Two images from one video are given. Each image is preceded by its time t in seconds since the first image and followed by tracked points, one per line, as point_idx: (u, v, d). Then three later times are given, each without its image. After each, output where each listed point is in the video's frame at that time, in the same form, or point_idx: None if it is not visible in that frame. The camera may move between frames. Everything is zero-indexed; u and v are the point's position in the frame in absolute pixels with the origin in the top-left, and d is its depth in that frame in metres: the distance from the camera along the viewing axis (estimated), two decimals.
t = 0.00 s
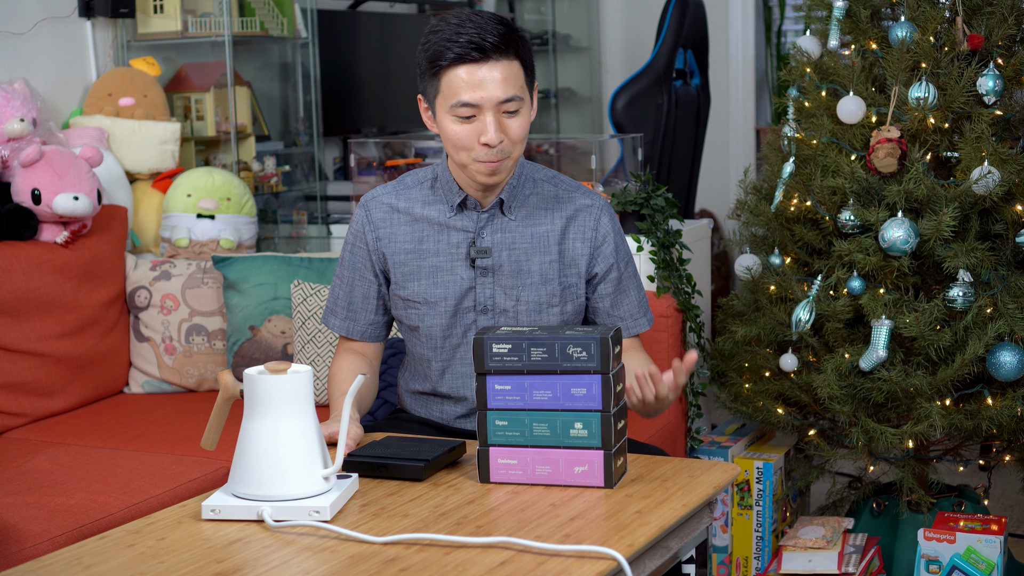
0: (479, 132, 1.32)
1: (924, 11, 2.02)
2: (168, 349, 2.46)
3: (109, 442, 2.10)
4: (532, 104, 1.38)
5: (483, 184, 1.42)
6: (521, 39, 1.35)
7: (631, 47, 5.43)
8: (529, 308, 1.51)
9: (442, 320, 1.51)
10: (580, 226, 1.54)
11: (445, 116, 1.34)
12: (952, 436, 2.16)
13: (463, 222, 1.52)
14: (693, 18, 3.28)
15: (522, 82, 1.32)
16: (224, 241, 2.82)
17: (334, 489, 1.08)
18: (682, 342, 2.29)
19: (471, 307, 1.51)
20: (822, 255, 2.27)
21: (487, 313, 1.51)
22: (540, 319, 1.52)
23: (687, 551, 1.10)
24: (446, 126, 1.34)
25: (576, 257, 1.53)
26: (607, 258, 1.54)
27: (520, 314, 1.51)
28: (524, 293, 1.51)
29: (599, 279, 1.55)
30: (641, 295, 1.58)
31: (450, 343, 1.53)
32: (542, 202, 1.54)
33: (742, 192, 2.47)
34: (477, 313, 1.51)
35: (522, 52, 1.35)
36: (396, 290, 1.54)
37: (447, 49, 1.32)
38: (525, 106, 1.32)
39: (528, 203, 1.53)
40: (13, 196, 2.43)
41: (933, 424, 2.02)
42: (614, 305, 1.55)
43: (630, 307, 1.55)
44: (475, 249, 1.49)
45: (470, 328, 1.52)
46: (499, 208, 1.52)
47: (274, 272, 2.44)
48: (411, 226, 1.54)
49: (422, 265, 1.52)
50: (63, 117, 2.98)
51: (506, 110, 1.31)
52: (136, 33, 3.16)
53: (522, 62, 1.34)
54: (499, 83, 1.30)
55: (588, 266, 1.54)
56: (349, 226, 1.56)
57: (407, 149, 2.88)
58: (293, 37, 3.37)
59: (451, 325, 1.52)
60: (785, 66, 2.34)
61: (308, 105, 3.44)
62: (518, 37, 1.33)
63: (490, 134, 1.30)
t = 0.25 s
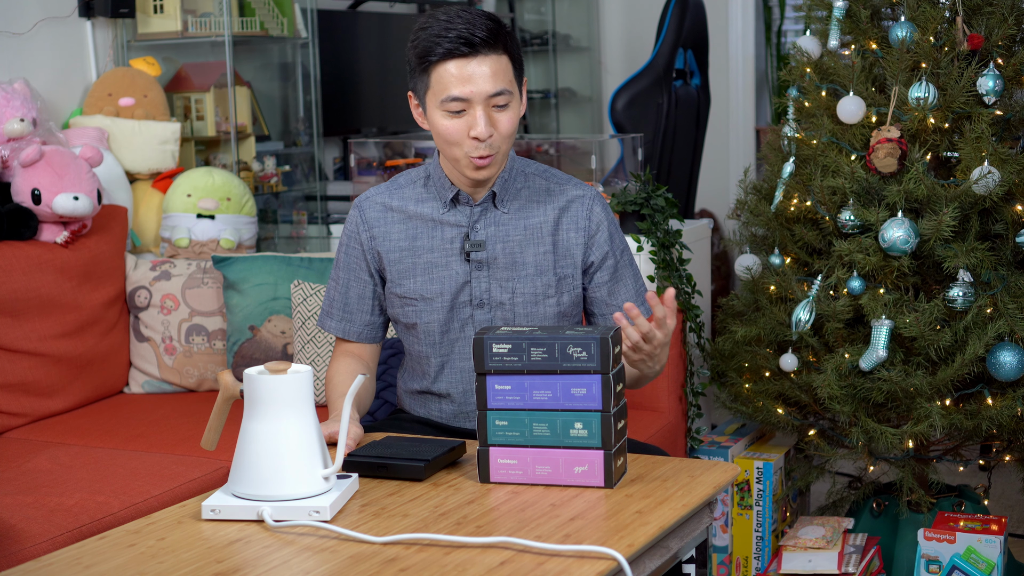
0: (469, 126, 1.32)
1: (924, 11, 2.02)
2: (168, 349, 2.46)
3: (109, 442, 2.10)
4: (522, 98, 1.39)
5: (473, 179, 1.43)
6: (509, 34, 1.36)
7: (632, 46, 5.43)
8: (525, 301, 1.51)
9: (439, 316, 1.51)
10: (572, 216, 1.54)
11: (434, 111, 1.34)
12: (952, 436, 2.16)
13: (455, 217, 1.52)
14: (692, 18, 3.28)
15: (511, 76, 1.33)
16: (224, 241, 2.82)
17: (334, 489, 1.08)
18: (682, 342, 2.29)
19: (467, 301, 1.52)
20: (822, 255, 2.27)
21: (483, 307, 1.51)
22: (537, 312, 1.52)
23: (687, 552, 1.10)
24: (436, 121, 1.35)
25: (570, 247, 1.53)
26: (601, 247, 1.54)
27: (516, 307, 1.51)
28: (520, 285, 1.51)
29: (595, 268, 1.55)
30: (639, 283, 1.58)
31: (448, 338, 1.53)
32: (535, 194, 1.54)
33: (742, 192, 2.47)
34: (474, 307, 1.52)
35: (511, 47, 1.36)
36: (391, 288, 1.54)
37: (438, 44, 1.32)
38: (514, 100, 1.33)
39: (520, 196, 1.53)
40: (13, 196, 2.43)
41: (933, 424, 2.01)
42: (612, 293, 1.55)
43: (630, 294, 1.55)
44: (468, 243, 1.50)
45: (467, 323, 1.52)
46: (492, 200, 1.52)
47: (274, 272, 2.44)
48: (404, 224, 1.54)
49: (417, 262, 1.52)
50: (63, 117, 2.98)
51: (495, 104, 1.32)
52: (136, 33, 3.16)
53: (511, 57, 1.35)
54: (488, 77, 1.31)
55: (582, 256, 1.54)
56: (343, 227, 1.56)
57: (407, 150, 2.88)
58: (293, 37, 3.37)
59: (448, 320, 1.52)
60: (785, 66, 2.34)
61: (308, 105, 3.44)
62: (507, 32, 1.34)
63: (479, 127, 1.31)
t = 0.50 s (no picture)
0: (445, 105, 1.35)
1: (924, 11, 2.02)
2: (168, 349, 2.46)
3: (110, 442, 2.10)
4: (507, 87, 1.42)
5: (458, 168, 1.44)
6: (496, 22, 1.40)
7: (632, 47, 5.43)
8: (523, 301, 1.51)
9: (438, 317, 1.51)
10: (570, 215, 1.54)
11: (415, 93, 1.38)
12: (952, 436, 2.16)
13: (453, 216, 1.52)
14: (692, 18, 3.28)
15: (491, 60, 1.36)
16: (224, 241, 2.82)
17: (334, 489, 1.08)
18: (682, 341, 2.29)
19: (466, 301, 1.52)
20: (822, 255, 2.27)
21: (482, 306, 1.51)
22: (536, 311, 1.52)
23: (687, 552, 1.10)
24: (417, 103, 1.39)
25: (569, 246, 1.54)
26: (600, 245, 1.54)
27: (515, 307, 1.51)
28: (519, 285, 1.51)
29: (595, 266, 1.55)
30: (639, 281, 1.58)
31: (448, 339, 1.53)
32: (532, 193, 1.54)
33: (742, 192, 2.47)
34: (473, 307, 1.51)
35: (496, 34, 1.40)
36: (391, 290, 1.54)
37: (420, 26, 1.37)
38: (492, 83, 1.36)
39: (517, 195, 1.53)
40: (13, 196, 2.43)
41: (933, 424, 2.02)
42: (614, 292, 1.55)
43: (631, 293, 1.55)
44: (466, 242, 1.50)
45: (467, 323, 1.52)
46: (489, 199, 1.52)
47: (274, 272, 2.44)
48: (403, 225, 1.54)
49: (415, 263, 1.52)
50: (63, 117, 2.98)
51: (471, 85, 1.35)
52: (136, 33, 3.16)
53: (494, 43, 1.39)
54: (465, 58, 1.34)
55: (581, 254, 1.55)
56: (342, 229, 1.56)
57: (407, 150, 2.88)
58: (293, 37, 3.37)
59: (447, 320, 1.52)
60: (785, 66, 2.34)
61: (308, 105, 3.44)
62: (491, 18, 1.38)
63: (454, 106, 1.34)
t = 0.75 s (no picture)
0: (443, 101, 1.35)
1: (924, 11, 2.02)
2: (168, 349, 2.46)
3: (110, 442, 2.10)
4: (503, 83, 1.43)
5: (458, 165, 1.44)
6: (489, 18, 1.41)
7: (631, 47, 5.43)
8: (522, 301, 1.51)
9: (437, 317, 1.51)
10: (569, 215, 1.54)
11: (411, 91, 1.38)
12: (952, 436, 2.16)
13: (452, 217, 1.52)
14: (692, 18, 3.28)
15: (485, 55, 1.37)
16: (224, 241, 2.82)
17: (334, 489, 1.08)
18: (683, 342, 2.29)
19: (465, 302, 1.51)
20: (822, 255, 2.26)
21: (481, 307, 1.51)
22: (535, 311, 1.52)
23: (687, 552, 1.10)
24: (414, 101, 1.38)
25: (568, 247, 1.54)
26: (599, 246, 1.55)
27: (514, 307, 1.51)
28: (517, 285, 1.51)
29: (595, 270, 1.55)
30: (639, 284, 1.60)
31: (447, 340, 1.52)
32: (531, 194, 1.54)
33: (742, 192, 2.47)
34: (472, 308, 1.51)
35: (489, 30, 1.40)
36: (390, 290, 1.54)
37: (413, 23, 1.37)
38: (488, 77, 1.36)
39: (516, 196, 1.53)
40: (13, 196, 2.43)
41: (933, 424, 2.02)
42: (614, 295, 1.57)
43: (629, 296, 1.56)
44: (465, 242, 1.49)
45: (466, 324, 1.52)
46: (487, 199, 1.52)
47: (274, 272, 2.44)
48: (401, 225, 1.54)
49: (414, 263, 1.52)
50: (63, 117, 2.98)
51: (467, 80, 1.35)
52: (136, 33, 3.15)
53: (488, 38, 1.39)
54: (460, 53, 1.35)
55: (581, 255, 1.55)
56: (340, 230, 1.56)
57: (407, 150, 2.88)
58: (293, 37, 3.37)
59: (446, 321, 1.52)
60: (785, 66, 2.34)
61: (308, 105, 3.44)
62: (484, 14, 1.39)
63: (452, 101, 1.34)
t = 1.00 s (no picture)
0: (446, 112, 1.35)
1: (924, 11, 2.02)
2: (168, 349, 2.46)
3: (109, 442, 2.10)
4: (508, 89, 1.42)
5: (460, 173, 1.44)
6: (495, 24, 1.39)
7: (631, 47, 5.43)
8: (526, 302, 1.51)
9: (440, 317, 1.51)
10: (573, 217, 1.54)
11: (416, 98, 1.38)
12: (952, 436, 2.16)
13: (456, 217, 1.52)
14: (692, 18, 3.28)
15: (491, 64, 1.36)
16: (224, 241, 2.82)
17: (334, 489, 1.08)
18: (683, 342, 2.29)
19: (469, 302, 1.52)
20: (822, 255, 2.26)
21: (484, 308, 1.51)
22: (538, 313, 1.52)
23: (687, 552, 1.10)
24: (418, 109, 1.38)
25: (571, 249, 1.54)
26: (602, 248, 1.55)
27: (518, 308, 1.52)
28: (521, 286, 1.51)
29: (595, 273, 1.56)
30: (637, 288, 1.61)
31: (449, 340, 1.53)
32: (535, 195, 1.54)
33: (742, 192, 2.47)
34: (474, 309, 1.52)
35: (495, 37, 1.39)
36: (392, 290, 1.54)
37: (418, 32, 1.36)
38: (493, 88, 1.36)
39: (520, 197, 1.53)
40: (13, 196, 2.43)
41: (933, 424, 2.02)
42: (613, 298, 1.58)
43: (627, 299, 1.58)
44: (469, 243, 1.49)
45: (468, 324, 1.52)
46: (491, 200, 1.52)
47: (274, 272, 2.44)
48: (405, 225, 1.54)
49: (417, 263, 1.52)
50: (63, 117, 2.98)
51: (472, 91, 1.35)
52: (136, 33, 3.15)
53: (494, 46, 1.38)
54: (465, 64, 1.34)
55: (584, 257, 1.55)
56: (343, 229, 1.56)
57: (407, 150, 2.88)
58: (293, 37, 3.37)
59: (449, 321, 1.52)
60: (785, 66, 2.34)
61: (308, 105, 3.44)
62: (490, 21, 1.37)
63: (455, 113, 1.34)
